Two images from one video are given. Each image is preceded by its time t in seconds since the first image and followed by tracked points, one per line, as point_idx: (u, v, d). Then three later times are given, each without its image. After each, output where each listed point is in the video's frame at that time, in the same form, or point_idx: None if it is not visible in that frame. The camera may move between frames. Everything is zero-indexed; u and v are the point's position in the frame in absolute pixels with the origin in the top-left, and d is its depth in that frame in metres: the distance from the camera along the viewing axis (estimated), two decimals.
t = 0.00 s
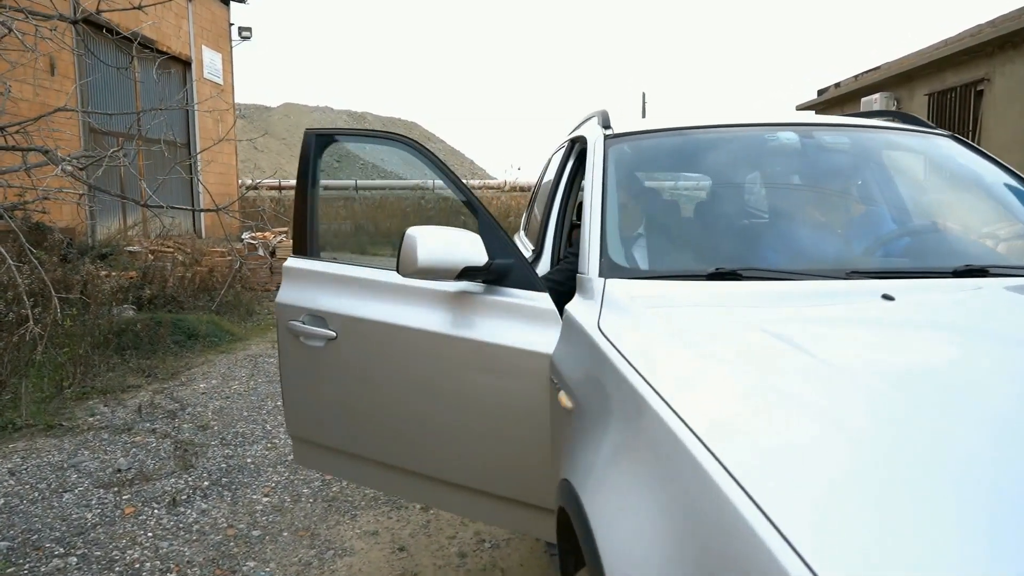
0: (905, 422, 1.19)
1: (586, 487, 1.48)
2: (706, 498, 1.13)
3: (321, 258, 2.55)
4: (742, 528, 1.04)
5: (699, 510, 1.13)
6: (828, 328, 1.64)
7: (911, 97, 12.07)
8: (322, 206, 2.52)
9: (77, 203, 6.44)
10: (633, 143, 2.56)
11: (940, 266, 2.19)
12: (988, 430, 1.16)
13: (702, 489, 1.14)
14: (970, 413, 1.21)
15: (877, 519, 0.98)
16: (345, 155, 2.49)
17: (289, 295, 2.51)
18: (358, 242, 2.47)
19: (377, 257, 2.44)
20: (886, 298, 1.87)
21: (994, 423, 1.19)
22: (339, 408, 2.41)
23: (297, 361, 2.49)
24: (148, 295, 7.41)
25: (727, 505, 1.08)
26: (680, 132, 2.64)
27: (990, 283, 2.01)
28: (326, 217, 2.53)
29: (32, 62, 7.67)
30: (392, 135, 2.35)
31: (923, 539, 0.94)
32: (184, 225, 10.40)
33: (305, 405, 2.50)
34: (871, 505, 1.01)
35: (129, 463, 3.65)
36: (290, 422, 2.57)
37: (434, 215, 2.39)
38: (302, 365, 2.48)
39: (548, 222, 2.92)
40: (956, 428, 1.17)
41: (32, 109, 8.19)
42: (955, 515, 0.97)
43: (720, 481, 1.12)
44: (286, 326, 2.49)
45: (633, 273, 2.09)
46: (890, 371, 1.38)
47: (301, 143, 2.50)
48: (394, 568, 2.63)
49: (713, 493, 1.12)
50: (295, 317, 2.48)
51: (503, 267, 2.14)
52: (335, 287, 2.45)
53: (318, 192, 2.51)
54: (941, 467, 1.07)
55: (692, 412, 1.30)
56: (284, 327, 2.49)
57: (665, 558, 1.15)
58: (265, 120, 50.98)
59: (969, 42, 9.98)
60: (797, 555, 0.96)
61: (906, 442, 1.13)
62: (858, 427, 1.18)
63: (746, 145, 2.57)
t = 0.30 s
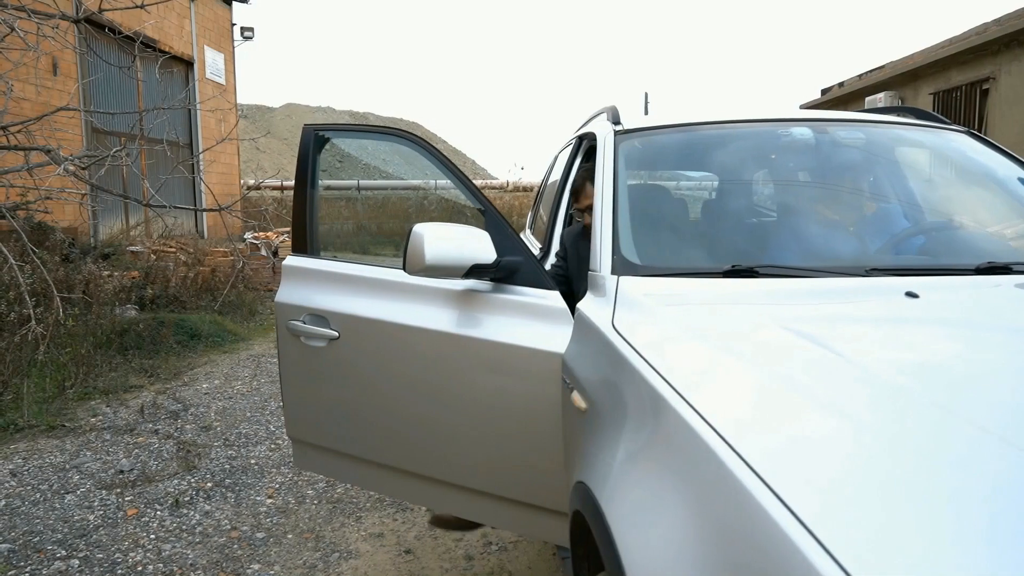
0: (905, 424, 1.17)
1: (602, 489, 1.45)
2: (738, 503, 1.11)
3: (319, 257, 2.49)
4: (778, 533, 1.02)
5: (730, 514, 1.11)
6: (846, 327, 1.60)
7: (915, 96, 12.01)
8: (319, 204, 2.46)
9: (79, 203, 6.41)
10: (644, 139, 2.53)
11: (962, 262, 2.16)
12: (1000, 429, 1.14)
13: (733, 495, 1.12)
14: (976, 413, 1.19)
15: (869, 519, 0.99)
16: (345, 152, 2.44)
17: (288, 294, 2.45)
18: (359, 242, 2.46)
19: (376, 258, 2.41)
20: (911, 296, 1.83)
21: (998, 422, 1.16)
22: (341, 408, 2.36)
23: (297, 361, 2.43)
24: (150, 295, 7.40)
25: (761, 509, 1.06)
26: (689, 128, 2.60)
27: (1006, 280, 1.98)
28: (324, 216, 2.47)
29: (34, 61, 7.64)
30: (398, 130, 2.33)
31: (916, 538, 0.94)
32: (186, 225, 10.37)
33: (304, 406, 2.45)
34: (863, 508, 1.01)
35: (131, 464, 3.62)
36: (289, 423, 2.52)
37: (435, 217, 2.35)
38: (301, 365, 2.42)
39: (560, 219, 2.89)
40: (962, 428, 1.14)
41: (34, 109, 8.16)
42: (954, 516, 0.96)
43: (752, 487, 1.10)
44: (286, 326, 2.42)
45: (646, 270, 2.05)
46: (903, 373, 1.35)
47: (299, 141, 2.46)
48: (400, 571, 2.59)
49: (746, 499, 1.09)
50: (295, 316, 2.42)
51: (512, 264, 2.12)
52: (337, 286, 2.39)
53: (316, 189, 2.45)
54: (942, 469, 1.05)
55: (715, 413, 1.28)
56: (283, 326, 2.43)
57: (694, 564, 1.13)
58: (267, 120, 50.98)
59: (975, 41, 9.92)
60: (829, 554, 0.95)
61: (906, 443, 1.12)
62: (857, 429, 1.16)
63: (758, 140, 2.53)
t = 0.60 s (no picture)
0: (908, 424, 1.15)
1: (614, 491, 1.42)
2: (751, 501, 1.08)
3: (324, 257, 2.47)
4: (793, 533, 0.99)
5: (744, 514, 1.09)
6: (857, 328, 1.58)
7: (919, 96, 11.97)
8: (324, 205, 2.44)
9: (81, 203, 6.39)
10: (652, 137, 2.50)
11: (974, 262, 2.13)
12: (1013, 429, 1.11)
13: (748, 492, 1.09)
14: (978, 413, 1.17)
15: (871, 518, 0.97)
16: (349, 151, 2.41)
17: (293, 295, 2.43)
18: (362, 243, 2.43)
19: (380, 260, 2.38)
20: (927, 296, 1.80)
21: (1002, 421, 1.14)
22: (345, 409, 2.34)
23: (302, 362, 2.40)
24: (152, 296, 7.42)
25: (775, 508, 1.04)
26: (696, 126, 2.57)
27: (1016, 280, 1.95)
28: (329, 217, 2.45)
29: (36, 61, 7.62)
30: (405, 130, 2.29)
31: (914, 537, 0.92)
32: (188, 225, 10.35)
33: (309, 407, 2.43)
34: (866, 507, 0.98)
35: (133, 466, 3.60)
36: (293, 425, 2.49)
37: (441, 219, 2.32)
38: (306, 367, 2.40)
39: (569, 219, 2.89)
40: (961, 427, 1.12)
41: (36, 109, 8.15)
42: (953, 515, 0.95)
43: (766, 485, 1.08)
44: (291, 326, 2.40)
45: (655, 270, 2.03)
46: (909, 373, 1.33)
47: (303, 140, 2.43)
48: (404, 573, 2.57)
49: (760, 497, 1.07)
50: (300, 317, 2.40)
51: (518, 264, 2.10)
52: (342, 286, 2.37)
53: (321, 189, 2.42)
54: (943, 468, 1.03)
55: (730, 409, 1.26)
56: (288, 327, 2.41)
57: (707, 565, 1.10)
58: (269, 120, 50.90)
59: (978, 41, 9.89)
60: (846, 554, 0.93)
61: (910, 442, 1.10)
62: (858, 428, 1.14)
63: (766, 139, 2.51)
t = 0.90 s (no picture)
0: (914, 424, 1.12)
1: (625, 495, 1.40)
2: (768, 503, 1.06)
3: (328, 256, 2.44)
4: (812, 535, 0.97)
5: (760, 515, 1.07)
6: (871, 328, 1.54)
7: (923, 95, 11.92)
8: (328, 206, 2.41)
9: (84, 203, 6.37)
10: (659, 135, 2.48)
11: (986, 261, 2.10)
12: None
13: (763, 493, 1.08)
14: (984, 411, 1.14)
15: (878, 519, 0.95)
16: (353, 152, 2.39)
17: (296, 294, 2.40)
18: (364, 243, 2.39)
19: (384, 259, 2.34)
20: (946, 295, 1.76)
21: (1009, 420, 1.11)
22: (348, 410, 2.32)
23: (305, 363, 2.38)
24: (154, 296, 7.42)
25: (794, 510, 1.02)
26: (703, 124, 2.54)
27: None
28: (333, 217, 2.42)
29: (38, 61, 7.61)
30: (409, 129, 2.28)
31: (920, 537, 0.91)
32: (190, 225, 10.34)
33: (312, 408, 2.40)
34: (870, 510, 0.97)
35: (135, 467, 3.58)
36: (296, 426, 2.47)
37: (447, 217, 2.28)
38: (309, 367, 2.37)
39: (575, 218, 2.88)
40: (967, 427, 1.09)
41: (39, 109, 8.14)
42: (955, 515, 0.93)
43: (783, 486, 1.06)
44: (295, 326, 2.37)
45: (664, 269, 2.00)
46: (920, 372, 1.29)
47: (308, 137, 2.43)
48: None
49: (777, 498, 1.05)
50: (303, 317, 2.37)
51: (525, 263, 2.08)
52: (346, 286, 2.34)
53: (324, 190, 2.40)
54: (945, 468, 1.01)
55: (742, 408, 1.24)
56: (291, 327, 2.38)
57: (722, 567, 1.08)
58: (271, 121, 50.94)
59: (983, 39, 9.84)
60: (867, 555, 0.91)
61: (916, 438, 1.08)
62: (865, 426, 1.12)
63: (775, 136, 2.47)
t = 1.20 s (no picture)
0: (911, 425, 1.12)
1: (632, 498, 1.38)
2: (779, 505, 1.05)
3: (330, 256, 2.42)
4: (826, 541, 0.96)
5: (768, 515, 1.06)
6: (879, 330, 1.52)
7: (926, 95, 11.88)
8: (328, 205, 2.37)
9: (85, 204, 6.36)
10: (664, 134, 2.45)
11: (994, 262, 2.07)
12: None
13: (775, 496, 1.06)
14: (977, 416, 1.14)
15: (883, 520, 0.95)
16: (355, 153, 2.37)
17: (298, 295, 2.39)
18: (365, 243, 2.36)
19: (386, 260, 2.32)
20: (959, 297, 1.74)
21: (1007, 424, 1.11)
22: (348, 411, 2.30)
23: (307, 364, 2.36)
24: (156, 296, 7.40)
25: (803, 511, 1.01)
26: (708, 123, 2.52)
27: None
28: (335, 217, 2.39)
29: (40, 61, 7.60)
30: (411, 128, 2.25)
31: (921, 535, 0.91)
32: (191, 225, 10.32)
33: (314, 410, 2.38)
34: (874, 510, 0.97)
35: (136, 468, 3.56)
36: (298, 428, 2.45)
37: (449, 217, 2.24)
38: (311, 369, 2.35)
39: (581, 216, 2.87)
40: (963, 431, 1.10)
41: (40, 109, 8.13)
42: (954, 515, 0.93)
43: (797, 491, 1.04)
44: (297, 327, 2.36)
45: (671, 270, 1.98)
46: (923, 376, 1.29)
47: (312, 134, 2.41)
48: None
49: (789, 501, 1.03)
50: (305, 318, 2.35)
51: (530, 263, 2.05)
52: (347, 286, 2.32)
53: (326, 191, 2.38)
54: (943, 468, 1.02)
55: (750, 410, 1.22)
56: (294, 328, 2.37)
57: (729, 568, 1.07)
58: (273, 121, 50.96)
59: (987, 39, 9.79)
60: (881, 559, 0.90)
61: (919, 440, 1.08)
62: (868, 428, 1.13)
63: (782, 134, 2.44)
